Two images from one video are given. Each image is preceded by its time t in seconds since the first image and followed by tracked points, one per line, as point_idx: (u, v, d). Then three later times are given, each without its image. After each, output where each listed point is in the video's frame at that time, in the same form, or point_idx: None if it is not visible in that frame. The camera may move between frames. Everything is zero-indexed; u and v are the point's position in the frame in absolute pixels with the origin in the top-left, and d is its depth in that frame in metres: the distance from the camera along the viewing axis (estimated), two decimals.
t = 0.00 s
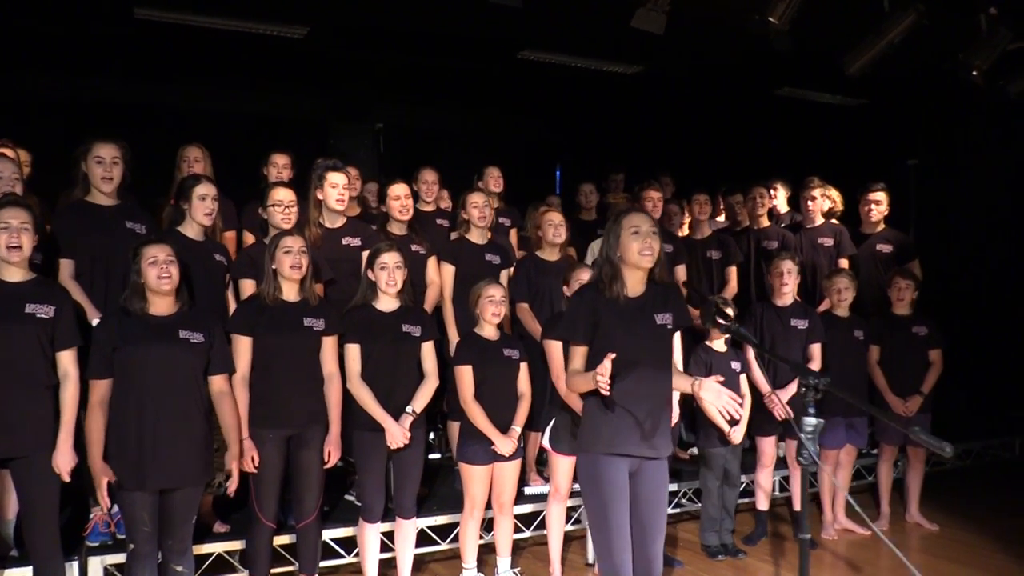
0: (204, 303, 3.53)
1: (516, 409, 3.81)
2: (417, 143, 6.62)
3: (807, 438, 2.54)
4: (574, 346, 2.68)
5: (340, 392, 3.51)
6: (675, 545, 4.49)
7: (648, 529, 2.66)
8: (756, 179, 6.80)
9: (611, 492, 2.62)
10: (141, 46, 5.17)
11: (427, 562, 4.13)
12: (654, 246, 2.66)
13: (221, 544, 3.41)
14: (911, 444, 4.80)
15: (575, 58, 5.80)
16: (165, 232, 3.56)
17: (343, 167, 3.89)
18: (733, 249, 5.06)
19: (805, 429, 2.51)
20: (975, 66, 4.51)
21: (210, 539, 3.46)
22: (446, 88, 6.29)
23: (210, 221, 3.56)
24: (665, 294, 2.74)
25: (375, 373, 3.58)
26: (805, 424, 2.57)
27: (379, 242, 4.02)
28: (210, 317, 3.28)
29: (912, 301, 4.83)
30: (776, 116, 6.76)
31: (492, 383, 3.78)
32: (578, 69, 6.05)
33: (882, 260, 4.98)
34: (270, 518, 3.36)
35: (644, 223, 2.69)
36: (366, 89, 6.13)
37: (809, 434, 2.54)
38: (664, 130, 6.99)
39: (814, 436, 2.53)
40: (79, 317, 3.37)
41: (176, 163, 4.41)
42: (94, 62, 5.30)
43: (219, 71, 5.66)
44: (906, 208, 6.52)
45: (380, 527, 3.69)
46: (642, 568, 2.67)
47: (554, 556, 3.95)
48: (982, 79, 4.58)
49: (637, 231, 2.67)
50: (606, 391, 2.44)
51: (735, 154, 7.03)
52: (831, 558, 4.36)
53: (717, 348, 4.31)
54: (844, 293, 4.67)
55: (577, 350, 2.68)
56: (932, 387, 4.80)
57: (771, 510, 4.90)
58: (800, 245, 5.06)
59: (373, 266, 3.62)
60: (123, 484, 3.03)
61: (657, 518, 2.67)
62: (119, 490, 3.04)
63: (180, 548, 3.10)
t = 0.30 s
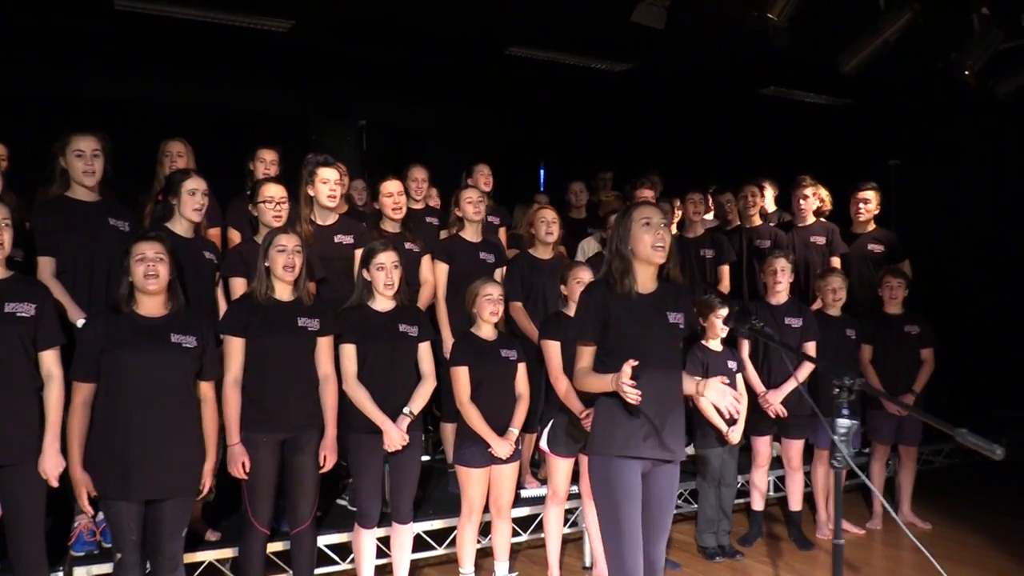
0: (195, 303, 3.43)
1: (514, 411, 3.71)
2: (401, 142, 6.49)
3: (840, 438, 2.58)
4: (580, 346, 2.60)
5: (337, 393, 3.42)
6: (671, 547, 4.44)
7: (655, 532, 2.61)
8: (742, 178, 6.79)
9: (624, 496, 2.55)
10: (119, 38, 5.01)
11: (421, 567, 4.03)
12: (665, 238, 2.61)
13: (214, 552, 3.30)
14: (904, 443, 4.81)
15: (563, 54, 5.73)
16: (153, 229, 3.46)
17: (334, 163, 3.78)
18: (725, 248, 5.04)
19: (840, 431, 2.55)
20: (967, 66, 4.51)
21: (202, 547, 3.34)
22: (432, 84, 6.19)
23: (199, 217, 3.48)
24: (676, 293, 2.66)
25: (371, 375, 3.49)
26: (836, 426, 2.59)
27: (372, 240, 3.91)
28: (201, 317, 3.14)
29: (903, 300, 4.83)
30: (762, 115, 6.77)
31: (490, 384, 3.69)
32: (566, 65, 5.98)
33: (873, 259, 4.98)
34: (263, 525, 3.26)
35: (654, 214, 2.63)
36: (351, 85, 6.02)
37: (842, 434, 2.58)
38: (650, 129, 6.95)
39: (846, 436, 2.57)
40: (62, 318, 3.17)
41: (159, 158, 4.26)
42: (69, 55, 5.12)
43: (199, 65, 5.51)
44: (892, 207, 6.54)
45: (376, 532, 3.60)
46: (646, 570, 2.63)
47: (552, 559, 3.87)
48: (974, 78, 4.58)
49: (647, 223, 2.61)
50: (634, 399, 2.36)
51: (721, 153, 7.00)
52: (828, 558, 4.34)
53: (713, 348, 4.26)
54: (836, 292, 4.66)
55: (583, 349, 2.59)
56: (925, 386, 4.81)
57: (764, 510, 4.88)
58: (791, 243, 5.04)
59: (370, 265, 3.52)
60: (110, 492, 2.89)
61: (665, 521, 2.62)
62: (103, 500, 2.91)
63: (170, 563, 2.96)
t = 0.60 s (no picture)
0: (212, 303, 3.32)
1: (539, 414, 3.60)
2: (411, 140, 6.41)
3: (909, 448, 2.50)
4: (624, 350, 2.50)
5: (358, 395, 3.30)
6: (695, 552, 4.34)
7: (704, 544, 2.48)
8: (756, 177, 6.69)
9: (665, 504, 2.45)
10: (128, 33, 4.90)
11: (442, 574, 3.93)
12: (709, 235, 2.49)
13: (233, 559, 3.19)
14: (931, 446, 4.72)
15: (579, 50, 5.64)
16: (169, 227, 3.35)
17: (352, 159, 3.68)
18: (747, 247, 4.94)
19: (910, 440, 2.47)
20: (995, 62, 4.43)
21: (220, 555, 3.23)
22: (445, 81, 6.09)
23: (217, 212, 3.39)
24: (720, 292, 2.57)
25: (394, 377, 3.39)
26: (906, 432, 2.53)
27: (392, 238, 3.82)
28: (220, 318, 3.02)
29: (928, 300, 4.73)
30: (777, 113, 6.67)
31: (516, 386, 3.58)
32: (582, 62, 5.88)
33: (898, 259, 4.89)
34: (284, 532, 3.16)
35: (695, 210, 2.53)
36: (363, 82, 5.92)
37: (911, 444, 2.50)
38: (662, 126, 6.87)
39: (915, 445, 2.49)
40: (76, 318, 3.06)
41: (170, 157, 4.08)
42: (76, 50, 5.00)
43: (209, 61, 5.40)
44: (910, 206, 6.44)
45: (399, 539, 3.50)
46: None
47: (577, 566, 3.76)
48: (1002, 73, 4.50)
49: (689, 221, 2.50)
50: (685, 390, 2.26)
51: (731, 150, 6.93)
52: (856, 563, 4.24)
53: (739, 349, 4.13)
54: (860, 292, 4.56)
55: (624, 352, 2.49)
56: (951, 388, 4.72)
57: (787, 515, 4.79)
58: (814, 242, 4.95)
59: (392, 263, 3.41)
60: (127, 499, 2.77)
61: (713, 532, 2.48)
62: (119, 508, 2.79)
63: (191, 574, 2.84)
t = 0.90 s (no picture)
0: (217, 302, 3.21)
1: (554, 417, 3.50)
2: (410, 138, 6.37)
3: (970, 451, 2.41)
4: (654, 358, 2.45)
5: (369, 398, 3.19)
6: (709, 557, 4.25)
7: (743, 558, 2.40)
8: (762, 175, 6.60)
9: (706, 521, 2.35)
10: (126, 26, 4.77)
11: None
12: (748, 238, 2.44)
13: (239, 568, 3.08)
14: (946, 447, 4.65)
15: (586, 46, 5.54)
16: (172, 224, 3.24)
17: (360, 155, 3.57)
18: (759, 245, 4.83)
19: (973, 443, 2.39)
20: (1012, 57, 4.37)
21: (226, 564, 3.12)
22: (448, 79, 5.99)
23: (223, 208, 3.28)
24: (752, 301, 2.52)
25: (405, 378, 3.29)
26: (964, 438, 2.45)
27: (402, 236, 3.72)
28: (227, 316, 2.88)
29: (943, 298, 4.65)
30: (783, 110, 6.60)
31: (530, 388, 3.47)
32: (588, 58, 5.79)
33: (912, 257, 4.83)
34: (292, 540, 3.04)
35: (735, 212, 2.47)
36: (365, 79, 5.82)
37: (972, 447, 2.42)
38: (666, 123, 6.79)
39: (976, 449, 2.41)
40: (76, 319, 2.94)
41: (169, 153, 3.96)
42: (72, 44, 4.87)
43: (207, 56, 5.28)
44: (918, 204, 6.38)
45: (410, 546, 3.39)
46: None
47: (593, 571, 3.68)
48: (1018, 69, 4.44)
49: (729, 223, 2.44)
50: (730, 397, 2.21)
51: (736, 148, 6.86)
52: (874, 566, 4.15)
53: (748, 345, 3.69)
54: (874, 292, 4.42)
55: (655, 360, 2.44)
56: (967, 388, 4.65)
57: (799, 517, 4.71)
58: (827, 239, 4.86)
59: (405, 262, 3.33)
60: (137, 506, 2.63)
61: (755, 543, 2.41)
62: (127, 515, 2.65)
63: None
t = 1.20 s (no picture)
0: (222, 303, 3.10)
1: (568, 419, 3.40)
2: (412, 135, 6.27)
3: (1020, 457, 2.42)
4: (675, 350, 2.37)
5: (379, 400, 3.10)
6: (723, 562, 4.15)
7: (764, 563, 2.35)
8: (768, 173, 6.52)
9: (737, 519, 2.28)
10: (122, 20, 4.64)
11: None
12: (776, 226, 2.33)
13: None
14: (963, 448, 4.57)
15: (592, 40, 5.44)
16: (176, 220, 3.13)
17: (368, 149, 3.48)
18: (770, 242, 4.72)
19: None
20: None
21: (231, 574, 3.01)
22: (452, 76, 5.89)
23: (229, 204, 3.17)
24: (781, 292, 2.42)
25: (417, 380, 3.20)
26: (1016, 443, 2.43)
27: (412, 233, 3.62)
28: (234, 317, 2.75)
29: (960, 298, 4.56)
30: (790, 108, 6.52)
31: (545, 390, 3.37)
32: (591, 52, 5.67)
33: (928, 256, 4.77)
34: (300, 549, 2.93)
35: (763, 200, 2.36)
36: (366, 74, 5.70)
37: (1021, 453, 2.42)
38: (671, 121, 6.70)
39: None
40: (78, 320, 2.83)
41: (168, 148, 3.84)
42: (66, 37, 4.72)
43: (205, 52, 5.16)
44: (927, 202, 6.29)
45: (421, 554, 3.27)
46: None
47: None
48: None
49: (756, 210, 2.33)
50: (771, 394, 2.12)
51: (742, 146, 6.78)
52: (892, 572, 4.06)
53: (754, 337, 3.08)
54: (891, 288, 4.32)
55: (676, 352, 2.36)
56: (985, 389, 4.57)
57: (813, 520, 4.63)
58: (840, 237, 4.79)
59: (419, 258, 3.26)
60: (146, 516, 2.52)
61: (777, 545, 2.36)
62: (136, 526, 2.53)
63: None
